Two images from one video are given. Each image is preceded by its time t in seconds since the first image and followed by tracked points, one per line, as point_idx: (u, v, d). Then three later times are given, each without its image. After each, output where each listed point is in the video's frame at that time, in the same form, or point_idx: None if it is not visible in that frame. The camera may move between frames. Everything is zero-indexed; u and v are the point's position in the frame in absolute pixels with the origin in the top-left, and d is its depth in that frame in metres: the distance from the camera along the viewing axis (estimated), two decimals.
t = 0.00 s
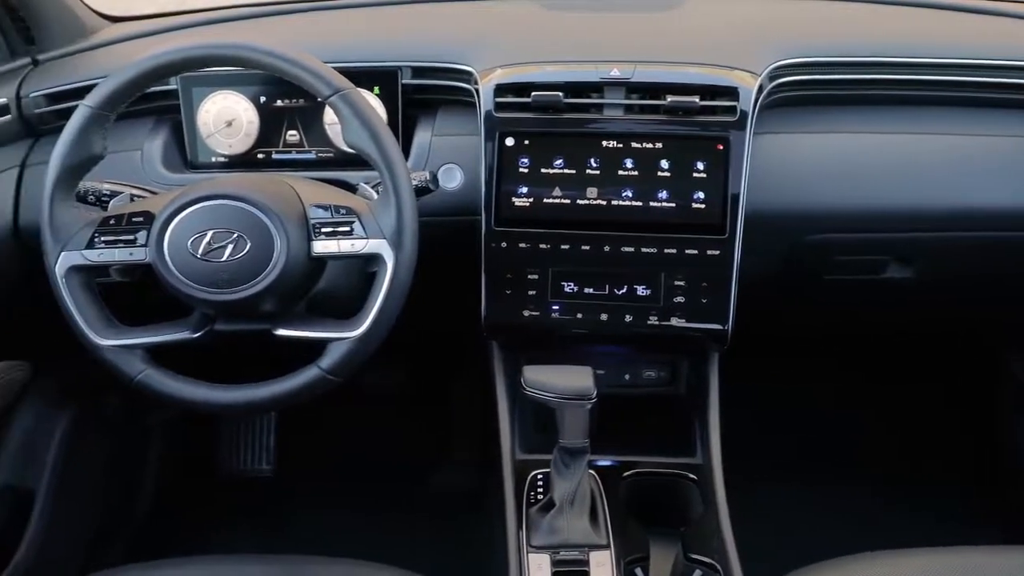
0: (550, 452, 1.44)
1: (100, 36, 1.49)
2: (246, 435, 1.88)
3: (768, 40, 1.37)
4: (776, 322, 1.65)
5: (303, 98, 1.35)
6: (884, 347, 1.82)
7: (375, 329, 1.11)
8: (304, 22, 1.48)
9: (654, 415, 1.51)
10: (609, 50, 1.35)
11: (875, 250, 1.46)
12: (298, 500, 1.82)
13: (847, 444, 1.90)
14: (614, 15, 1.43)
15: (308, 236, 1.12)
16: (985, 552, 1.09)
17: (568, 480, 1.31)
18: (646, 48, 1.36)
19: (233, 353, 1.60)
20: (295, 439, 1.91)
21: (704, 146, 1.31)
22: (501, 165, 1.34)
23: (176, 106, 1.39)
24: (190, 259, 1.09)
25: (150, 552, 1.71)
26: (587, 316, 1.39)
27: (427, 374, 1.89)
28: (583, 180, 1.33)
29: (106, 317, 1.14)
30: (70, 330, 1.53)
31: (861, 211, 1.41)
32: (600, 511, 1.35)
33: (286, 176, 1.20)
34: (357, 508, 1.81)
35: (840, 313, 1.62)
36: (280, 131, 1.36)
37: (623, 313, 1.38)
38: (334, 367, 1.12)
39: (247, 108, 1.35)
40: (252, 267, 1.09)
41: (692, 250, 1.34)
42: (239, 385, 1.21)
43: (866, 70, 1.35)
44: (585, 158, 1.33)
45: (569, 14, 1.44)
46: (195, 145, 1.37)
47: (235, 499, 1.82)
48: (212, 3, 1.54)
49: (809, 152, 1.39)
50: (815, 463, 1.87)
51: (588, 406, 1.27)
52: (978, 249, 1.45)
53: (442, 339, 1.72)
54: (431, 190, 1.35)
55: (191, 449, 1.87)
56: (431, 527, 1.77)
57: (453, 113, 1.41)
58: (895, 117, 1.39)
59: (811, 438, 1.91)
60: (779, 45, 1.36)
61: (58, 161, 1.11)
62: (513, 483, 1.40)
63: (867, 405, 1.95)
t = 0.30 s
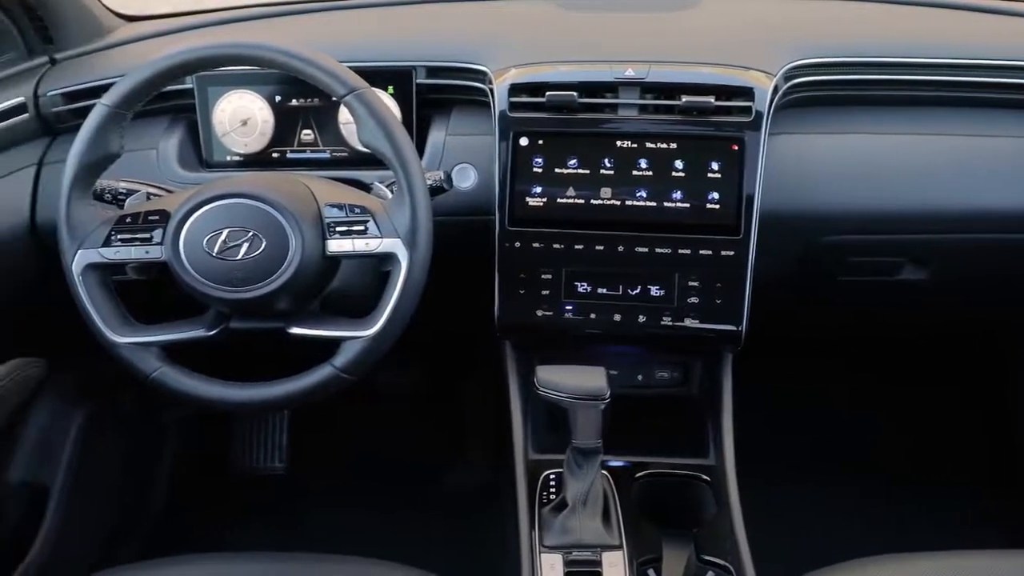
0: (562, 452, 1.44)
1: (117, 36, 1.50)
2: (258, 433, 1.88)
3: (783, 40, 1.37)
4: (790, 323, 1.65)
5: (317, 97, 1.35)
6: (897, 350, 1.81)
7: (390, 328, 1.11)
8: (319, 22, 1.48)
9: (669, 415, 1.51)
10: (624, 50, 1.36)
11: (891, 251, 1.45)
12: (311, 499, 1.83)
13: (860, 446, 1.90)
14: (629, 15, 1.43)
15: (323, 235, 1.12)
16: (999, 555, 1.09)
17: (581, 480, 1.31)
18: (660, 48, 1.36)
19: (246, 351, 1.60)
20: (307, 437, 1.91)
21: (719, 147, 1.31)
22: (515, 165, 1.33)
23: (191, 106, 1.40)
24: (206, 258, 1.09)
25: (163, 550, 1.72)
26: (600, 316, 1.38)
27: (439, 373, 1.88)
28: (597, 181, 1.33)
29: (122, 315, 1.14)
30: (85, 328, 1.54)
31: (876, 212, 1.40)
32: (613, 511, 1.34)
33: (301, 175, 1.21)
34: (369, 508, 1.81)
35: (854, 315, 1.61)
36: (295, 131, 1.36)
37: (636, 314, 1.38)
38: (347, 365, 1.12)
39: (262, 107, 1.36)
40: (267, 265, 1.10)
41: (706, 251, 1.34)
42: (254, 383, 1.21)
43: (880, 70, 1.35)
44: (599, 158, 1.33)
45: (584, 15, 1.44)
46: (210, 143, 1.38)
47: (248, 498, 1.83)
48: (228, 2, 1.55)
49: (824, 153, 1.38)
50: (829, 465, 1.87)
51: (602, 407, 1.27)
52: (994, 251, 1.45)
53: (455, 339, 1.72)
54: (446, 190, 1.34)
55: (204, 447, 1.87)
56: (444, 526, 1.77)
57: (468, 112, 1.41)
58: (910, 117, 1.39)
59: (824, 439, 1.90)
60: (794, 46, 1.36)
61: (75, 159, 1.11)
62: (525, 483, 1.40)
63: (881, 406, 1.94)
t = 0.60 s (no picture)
0: (574, 452, 1.44)
1: (133, 35, 1.50)
2: (269, 428, 1.88)
3: (799, 41, 1.37)
4: (805, 324, 1.64)
5: (332, 96, 1.35)
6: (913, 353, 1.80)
7: (404, 327, 1.11)
8: (334, 22, 1.48)
9: (684, 416, 1.50)
10: (639, 50, 1.35)
11: (907, 253, 1.44)
12: (323, 497, 1.83)
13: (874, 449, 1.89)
14: (644, 15, 1.43)
15: (338, 234, 1.12)
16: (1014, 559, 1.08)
17: (594, 480, 1.31)
18: (676, 48, 1.36)
19: (260, 349, 1.61)
20: (319, 435, 1.91)
21: (733, 147, 1.30)
22: (529, 164, 1.34)
23: (206, 105, 1.40)
24: (221, 256, 1.10)
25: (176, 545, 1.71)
26: (613, 316, 1.38)
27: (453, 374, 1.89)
28: (611, 181, 1.33)
29: (137, 312, 1.14)
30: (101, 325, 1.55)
31: (891, 214, 1.40)
32: (626, 512, 1.34)
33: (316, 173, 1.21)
34: (380, 506, 1.81)
35: (870, 317, 1.60)
36: (309, 130, 1.37)
37: (650, 314, 1.38)
38: (360, 364, 1.12)
39: (277, 106, 1.36)
40: (281, 264, 1.10)
41: (720, 251, 1.34)
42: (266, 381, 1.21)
43: (895, 71, 1.35)
44: (613, 158, 1.32)
45: (600, 15, 1.43)
46: (225, 142, 1.38)
47: (261, 496, 1.83)
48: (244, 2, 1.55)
49: (838, 154, 1.38)
50: (842, 467, 1.86)
51: (615, 407, 1.27)
52: (1011, 253, 1.44)
53: (468, 339, 1.72)
54: (460, 189, 1.34)
55: (218, 445, 1.88)
56: (456, 526, 1.77)
57: (482, 112, 1.42)
58: (925, 118, 1.39)
59: (837, 441, 1.90)
60: (810, 46, 1.35)
61: (92, 158, 1.12)
62: (538, 483, 1.40)
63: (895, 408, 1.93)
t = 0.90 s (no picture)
0: (587, 452, 1.44)
1: (149, 34, 1.51)
2: (281, 428, 1.88)
3: (815, 41, 1.36)
4: (819, 326, 1.63)
5: (346, 95, 1.36)
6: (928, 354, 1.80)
7: (417, 326, 1.12)
8: (349, 21, 1.49)
9: (698, 417, 1.50)
10: (653, 50, 1.35)
11: (923, 255, 1.43)
12: (336, 496, 1.83)
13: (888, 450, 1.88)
14: (659, 15, 1.43)
15: (351, 233, 1.12)
16: None
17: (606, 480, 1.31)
18: (690, 48, 1.35)
19: (274, 347, 1.61)
20: (332, 434, 1.91)
21: (748, 147, 1.30)
22: (543, 164, 1.33)
23: (221, 104, 1.41)
24: (236, 254, 1.10)
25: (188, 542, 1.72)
26: (626, 317, 1.38)
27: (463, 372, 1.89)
28: (625, 181, 1.33)
29: (153, 310, 1.15)
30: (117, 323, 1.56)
31: (906, 215, 1.39)
32: (639, 513, 1.34)
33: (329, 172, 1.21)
34: (393, 505, 1.81)
35: (884, 319, 1.60)
36: (324, 129, 1.37)
37: (664, 315, 1.37)
38: (374, 363, 1.12)
39: (291, 105, 1.36)
40: (296, 262, 1.10)
41: (734, 252, 1.33)
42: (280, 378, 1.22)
43: (911, 71, 1.35)
44: (627, 158, 1.32)
45: (615, 15, 1.43)
46: (240, 141, 1.38)
47: (274, 494, 1.84)
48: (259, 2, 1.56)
49: (853, 154, 1.37)
50: (856, 469, 1.86)
51: (628, 407, 1.26)
52: None
53: (481, 339, 1.72)
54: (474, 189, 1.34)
55: (232, 443, 1.88)
56: (468, 525, 1.77)
57: (497, 112, 1.42)
58: (941, 119, 1.38)
59: (851, 442, 1.89)
60: (825, 47, 1.35)
61: (109, 156, 1.12)
62: (550, 483, 1.40)
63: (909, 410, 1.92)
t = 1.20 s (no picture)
0: (600, 453, 1.44)
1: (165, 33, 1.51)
2: (295, 425, 1.89)
3: (830, 41, 1.36)
4: (834, 327, 1.63)
5: (360, 95, 1.36)
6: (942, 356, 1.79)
7: (430, 325, 1.12)
8: (363, 20, 1.49)
9: (712, 417, 1.49)
10: (668, 50, 1.35)
11: (938, 257, 1.43)
12: (348, 494, 1.84)
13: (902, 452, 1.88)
14: (673, 16, 1.42)
15: (366, 232, 1.12)
16: None
17: (620, 480, 1.31)
18: (705, 48, 1.35)
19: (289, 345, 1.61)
20: (345, 432, 1.92)
21: (763, 147, 1.30)
22: (558, 163, 1.33)
23: (236, 102, 1.41)
24: (251, 253, 1.10)
25: (202, 539, 1.72)
26: (640, 317, 1.37)
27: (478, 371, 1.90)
28: (639, 181, 1.33)
29: (168, 308, 1.15)
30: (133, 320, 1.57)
31: (922, 216, 1.38)
32: (651, 512, 1.34)
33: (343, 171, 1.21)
34: (405, 504, 1.82)
35: (899, 321, 1.59)
36: (338, 128, 1.37)
37: (677, 315, 1.37)
38: (387, 361, 1.12)
39: (306, 105, 1.36)
40: (311, 261, 1.10)
41: (748, 252, 1.33)
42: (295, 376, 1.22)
43: (926, 71, 1.34)
44: (641, 158, 1.32)
45: (628, 15, 1.43)
46: (255, 139, 1.39)
47: (287, 492, 1.84)
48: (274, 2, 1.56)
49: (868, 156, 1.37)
50: (869, 471, 1.85)
51: (641, 407, 1.26)
52: None
53: (495, 338, 1.73)
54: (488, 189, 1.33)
55: (246, 441, 1.89)
56: (480, 524, 1.77)
57: (511, 111, 1.41)
58: (957, 120, 1.37)
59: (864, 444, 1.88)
60: (840, 47, 1.35)
61: (126, 154, 1.13)
62: (563, 483, 1.40)
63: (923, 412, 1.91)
